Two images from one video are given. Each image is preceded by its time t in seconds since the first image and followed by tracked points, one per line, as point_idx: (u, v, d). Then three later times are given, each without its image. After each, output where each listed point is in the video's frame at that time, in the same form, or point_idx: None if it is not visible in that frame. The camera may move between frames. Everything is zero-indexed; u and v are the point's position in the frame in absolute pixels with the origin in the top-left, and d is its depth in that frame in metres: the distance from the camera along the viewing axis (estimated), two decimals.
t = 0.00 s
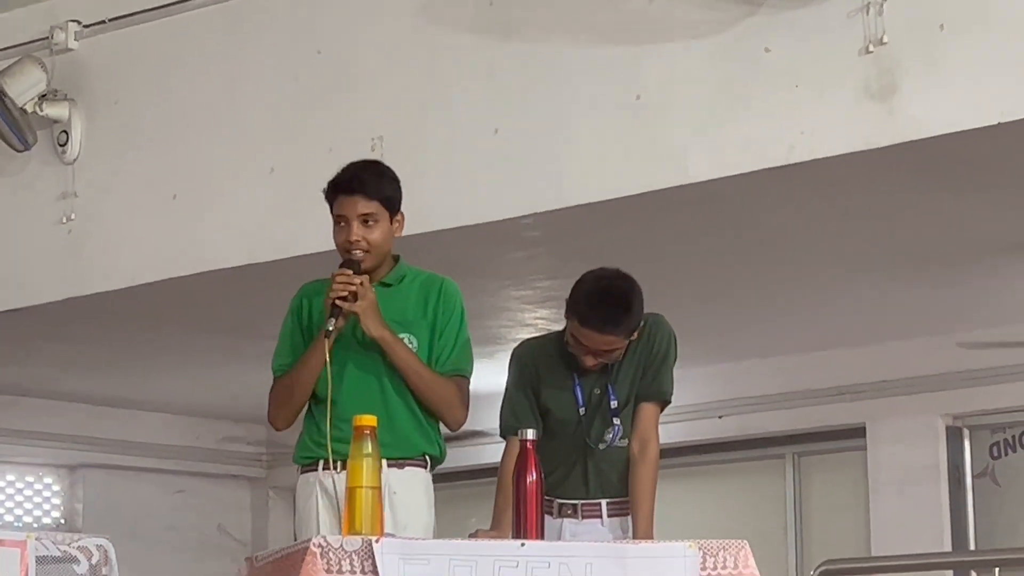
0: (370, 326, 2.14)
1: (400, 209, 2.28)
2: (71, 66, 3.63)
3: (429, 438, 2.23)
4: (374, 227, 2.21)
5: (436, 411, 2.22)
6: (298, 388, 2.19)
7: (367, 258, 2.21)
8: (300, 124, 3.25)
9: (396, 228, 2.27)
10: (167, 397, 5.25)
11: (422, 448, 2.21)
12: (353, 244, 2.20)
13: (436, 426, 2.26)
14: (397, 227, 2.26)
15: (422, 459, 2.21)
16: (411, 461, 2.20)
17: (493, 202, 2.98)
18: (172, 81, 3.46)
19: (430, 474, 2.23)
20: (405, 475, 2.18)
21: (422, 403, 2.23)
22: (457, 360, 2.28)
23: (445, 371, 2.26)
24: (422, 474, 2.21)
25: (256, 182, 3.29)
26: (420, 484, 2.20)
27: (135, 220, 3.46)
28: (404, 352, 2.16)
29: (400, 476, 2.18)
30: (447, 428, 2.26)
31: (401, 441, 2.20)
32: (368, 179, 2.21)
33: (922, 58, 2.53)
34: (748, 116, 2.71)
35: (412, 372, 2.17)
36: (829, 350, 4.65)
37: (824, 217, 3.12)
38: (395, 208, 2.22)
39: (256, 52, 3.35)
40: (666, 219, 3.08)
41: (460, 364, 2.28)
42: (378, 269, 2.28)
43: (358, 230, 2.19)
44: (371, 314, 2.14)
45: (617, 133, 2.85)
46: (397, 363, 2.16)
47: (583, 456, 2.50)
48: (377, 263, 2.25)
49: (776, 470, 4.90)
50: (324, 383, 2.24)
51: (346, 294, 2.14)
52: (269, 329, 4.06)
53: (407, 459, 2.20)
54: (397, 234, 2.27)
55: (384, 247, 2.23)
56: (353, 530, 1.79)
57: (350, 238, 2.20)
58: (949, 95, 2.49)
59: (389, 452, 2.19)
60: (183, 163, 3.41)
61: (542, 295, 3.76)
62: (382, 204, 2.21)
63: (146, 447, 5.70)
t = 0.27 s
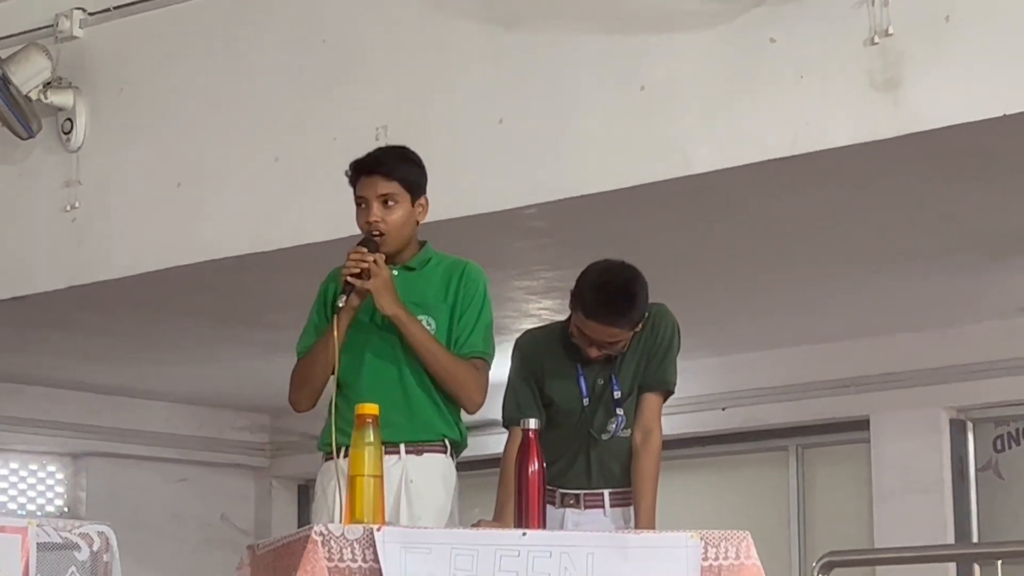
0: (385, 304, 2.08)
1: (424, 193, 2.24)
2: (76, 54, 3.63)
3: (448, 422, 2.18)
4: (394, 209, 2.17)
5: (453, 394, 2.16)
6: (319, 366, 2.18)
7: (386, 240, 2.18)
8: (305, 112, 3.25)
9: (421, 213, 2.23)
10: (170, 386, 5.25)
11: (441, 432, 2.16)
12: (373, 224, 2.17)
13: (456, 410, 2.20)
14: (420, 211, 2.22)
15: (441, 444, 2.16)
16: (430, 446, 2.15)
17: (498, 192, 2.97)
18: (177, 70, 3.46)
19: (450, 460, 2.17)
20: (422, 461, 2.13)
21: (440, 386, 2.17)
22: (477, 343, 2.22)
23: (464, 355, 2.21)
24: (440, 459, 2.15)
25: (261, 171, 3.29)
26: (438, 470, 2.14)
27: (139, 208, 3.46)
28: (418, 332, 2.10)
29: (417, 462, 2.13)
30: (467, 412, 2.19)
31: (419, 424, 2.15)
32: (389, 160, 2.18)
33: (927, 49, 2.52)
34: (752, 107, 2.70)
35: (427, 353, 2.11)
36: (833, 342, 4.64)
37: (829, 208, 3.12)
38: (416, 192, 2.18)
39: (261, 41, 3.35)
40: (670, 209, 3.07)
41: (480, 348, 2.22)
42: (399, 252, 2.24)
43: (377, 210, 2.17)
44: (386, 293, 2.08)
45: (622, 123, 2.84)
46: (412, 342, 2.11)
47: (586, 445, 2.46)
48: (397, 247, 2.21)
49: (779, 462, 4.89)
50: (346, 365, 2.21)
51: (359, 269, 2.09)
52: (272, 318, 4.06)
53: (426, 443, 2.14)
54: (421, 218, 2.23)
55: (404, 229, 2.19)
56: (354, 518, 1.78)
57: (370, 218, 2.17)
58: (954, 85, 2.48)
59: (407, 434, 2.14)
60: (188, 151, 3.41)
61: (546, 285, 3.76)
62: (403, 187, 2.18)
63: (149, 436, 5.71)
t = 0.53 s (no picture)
0: (402, 301, 2.08)
1: (440, 185, 2.23)
2: (84, 43, 3.64)
3: (468, 414, 2.18)
4: (409, 207, 2.17)
5: (474, 387, 2.15)
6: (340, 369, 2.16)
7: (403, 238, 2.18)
8: (314, 103, 3.25)
9: (437, 205, 2.23)
10: (177, 376, 5.25)
11: (460, 425, 2.16)
12: (389, 224, 2.18)
13: (478, 402, 2.20)
14: (436, 205, 2.21)
15: (460, 436, 2.16)
16: (449, 438, 2.15)
17: (507, 183, 2.97)
18: (187, 59, 3.46)
19: (471, 451, 2.18)
20: (440, 452, 2.14)
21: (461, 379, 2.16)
22: (497, 336, 2.20)
23: (484, 347, 2.19)
24: (459, 450, 2.16)
25: (270, 161, 3.29)
26: (455, 461, 2.15)
27: (148, 197, 3.46)
28: (436, 327, 2.09)
29: (434, 452, 2.14)
30: (490, 406, 2.19)
31: (438, 417, 2.16)
32: (401, 157, 2.18)
33: (936, 42, 2.52)
34: (762, 99, 2.69)
35: (446, 348, 2.11)
36: (841, 335, 4.64)
37: (838, 200, 3.11)
38: (430, 187, 2.18)
39: (270, 31, 3.34)
40: (679, 201, 3.07)
41: (501, 340, 2.21)
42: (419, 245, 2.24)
43: (392, 210, 2.17)
44: (403, 290, 2.08)
45: (631, 114, 2.84)
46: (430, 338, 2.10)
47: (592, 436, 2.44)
48: (415, 243, 2.21)
49: (786, 455, 4.89)
50: (367, 358, 2.22)
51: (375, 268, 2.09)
52: (280, 308, 4.06)
53: (445, 435, 2.15)
54: (437, 212, 2.23)
55: (420, 226, 2.19)
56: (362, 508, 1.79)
57: (385, 218, 2.18)
58: (964, 78, 2.48)
59: (426, 427, 2.15)
60: (197, 141, 3.41)
61: (554, 276, 3.76)
62: (416, 183, 2.17)
63: (156, 426, 5.71)
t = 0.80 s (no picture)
0: (418, 291, 2.06)
1: (456, 173, 2.22)
2: (102, 30, 3.64)
3: (485, 403, 2.17)
4: (424, 195, 2.16)
5: (491, 376, 2.14)
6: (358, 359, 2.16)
7: (419, 227, 2.17)
8: (331, 91, 3.24)
9: (452, 193, 2.22)
10: (193, 365, 5.26)
11: (477, 414, 2.15)
12: (405, 214, 2.16)
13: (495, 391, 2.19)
14: (451, 192, 2.20)
15: (477, 425, 2.16)
16: (466, 427, 2.15)
17: (525, 171, 2.96)
18: (204, 47, 3.46)
19: (488, 440, 2.18)
20: (457, 442, 2.13)
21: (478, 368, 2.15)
22: (514, 324, 2.19)
23: (501, 336, 2.18)
24: (477, 440, 2.15)
25: (287, 149, 3.28)
26: (473, 450, 2.14)
27: (166, 185, 3.46)
28: (453, 316, 2.08)
29: (451, 441, 2.13)
30: (508, 395, 2.18)
31: (455, 406, 2.15)
32: (414, 147, 2.17)
33: (957, 30, 2.50)
34: (781, 88, 2.67)
35: (464, 338, 2.10)
36: (859, 325, 4.62)
37: (858, 189, 3.09)
38: (445, 175, 2.17)
39: (287, 19, 3.34)
40: (698, 190, 3.06)
41: (518, 329, 2.20)
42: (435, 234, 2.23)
43: (406, 200, 2.16)
44: (419, 279, 2.06)
45: (648, 103, 2.82)
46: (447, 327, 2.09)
47: (610, 426, 2.42)
48: (431, 231, 2.20)
49: (804, 445, 4.87)
50: (384, 347, 2.21)
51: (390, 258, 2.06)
52: (297, 297, 4.06)
53: (461, 424, 2.15)
54: (453, 199, 2.21)
55: (436, 214, 2.17)
56: (380, 496, 1.78)
57: (401, 208, 2.17)
58: (985, 66, 2.46)
59: (443, 417, 2.15)
60: (214, 129, 3.41)
61: (572, 265, 3.75)
62: (431, 172, 2.16)
63: (172, 414, 5.72)
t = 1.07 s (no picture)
0: (426, 276, 2.07)
1: (468, 159, 2.23)
2: (109, 18, 3.64)
3: (492, 391, 2.17)
4: (435, 176, 2.17)
5: (497, 363, 2.13)
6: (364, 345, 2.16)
7: (429, 209, 2.17)
8: (338, 80, 3.24)
9: (463, 178, 2.22)
10: (201, 354, 5.27)
11: (483, 401, 2.15)
12: (414, 195, 2.16)
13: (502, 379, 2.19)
14: (461, 177, 2.20)
15: (484, 413, 2.15)
16: (473, 415, 2.14)
17: (532, 160, 2.95)
18: (212, 36, 3.46)
19: (495, 428, 2.17)
20: (464, 430, 2.13)
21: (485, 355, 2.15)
22: (521, 311, 2.19)
23: (508, 323, 2.18)
24: (484, 429, 2.15)
25: (294, 137, 3.28)
26: (480, 438, 2.14)
27: (174, 174, 3.46)
28: (461, 301, 2.08)
29: (458, 429, 2.13)
30: (515, 383, 2.17)
31: (461, 394, 2.15)
32: (427, 129, 2.18)
33: (965, 18, 2.49)
34: (789, 76, 2.67)
35: (470, 323, 2.09)
36: (867, 314, 4.61)
37: (866, 178, 3.08)
38: (456, 158, 2.17)
39: (295, 7, 3.33)
40: (706, 178, 3.05)
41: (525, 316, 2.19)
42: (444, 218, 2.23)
43: (417, 180, 2.16)
44: (427, 264, 2.07)
45: (656, 91, 2.82)
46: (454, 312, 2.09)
47: (617, 415, 2.41)
48: (440, 215, 2.20)
49: (812, 435, 4.87)
50: (392, 334, 2.21)
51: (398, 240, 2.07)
52: (304, 286, 4.06)
53: (468, 412, 2.14)
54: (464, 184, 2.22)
55: (446, 196, 2.18)
56: (387, 484, 1.78)
57: (410, 189, 2.17)
58: (993, 54, 2.45)
59: (449, 404, 2.14)
60: (221, 118, 3.40)
61: (580, 254, 3.75)
62: (443, 154, 2.17)
63: (179, 404, 5.73)
